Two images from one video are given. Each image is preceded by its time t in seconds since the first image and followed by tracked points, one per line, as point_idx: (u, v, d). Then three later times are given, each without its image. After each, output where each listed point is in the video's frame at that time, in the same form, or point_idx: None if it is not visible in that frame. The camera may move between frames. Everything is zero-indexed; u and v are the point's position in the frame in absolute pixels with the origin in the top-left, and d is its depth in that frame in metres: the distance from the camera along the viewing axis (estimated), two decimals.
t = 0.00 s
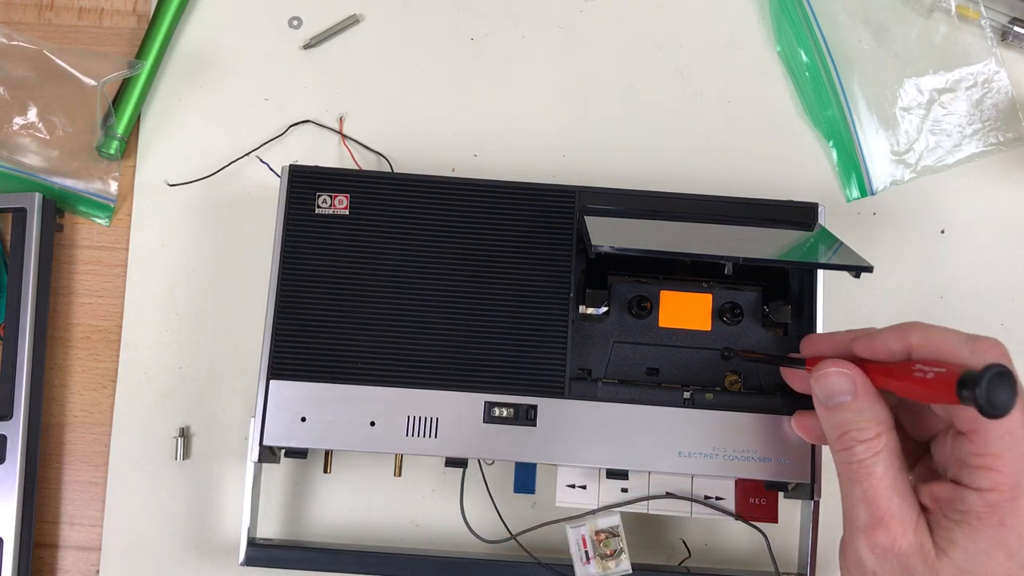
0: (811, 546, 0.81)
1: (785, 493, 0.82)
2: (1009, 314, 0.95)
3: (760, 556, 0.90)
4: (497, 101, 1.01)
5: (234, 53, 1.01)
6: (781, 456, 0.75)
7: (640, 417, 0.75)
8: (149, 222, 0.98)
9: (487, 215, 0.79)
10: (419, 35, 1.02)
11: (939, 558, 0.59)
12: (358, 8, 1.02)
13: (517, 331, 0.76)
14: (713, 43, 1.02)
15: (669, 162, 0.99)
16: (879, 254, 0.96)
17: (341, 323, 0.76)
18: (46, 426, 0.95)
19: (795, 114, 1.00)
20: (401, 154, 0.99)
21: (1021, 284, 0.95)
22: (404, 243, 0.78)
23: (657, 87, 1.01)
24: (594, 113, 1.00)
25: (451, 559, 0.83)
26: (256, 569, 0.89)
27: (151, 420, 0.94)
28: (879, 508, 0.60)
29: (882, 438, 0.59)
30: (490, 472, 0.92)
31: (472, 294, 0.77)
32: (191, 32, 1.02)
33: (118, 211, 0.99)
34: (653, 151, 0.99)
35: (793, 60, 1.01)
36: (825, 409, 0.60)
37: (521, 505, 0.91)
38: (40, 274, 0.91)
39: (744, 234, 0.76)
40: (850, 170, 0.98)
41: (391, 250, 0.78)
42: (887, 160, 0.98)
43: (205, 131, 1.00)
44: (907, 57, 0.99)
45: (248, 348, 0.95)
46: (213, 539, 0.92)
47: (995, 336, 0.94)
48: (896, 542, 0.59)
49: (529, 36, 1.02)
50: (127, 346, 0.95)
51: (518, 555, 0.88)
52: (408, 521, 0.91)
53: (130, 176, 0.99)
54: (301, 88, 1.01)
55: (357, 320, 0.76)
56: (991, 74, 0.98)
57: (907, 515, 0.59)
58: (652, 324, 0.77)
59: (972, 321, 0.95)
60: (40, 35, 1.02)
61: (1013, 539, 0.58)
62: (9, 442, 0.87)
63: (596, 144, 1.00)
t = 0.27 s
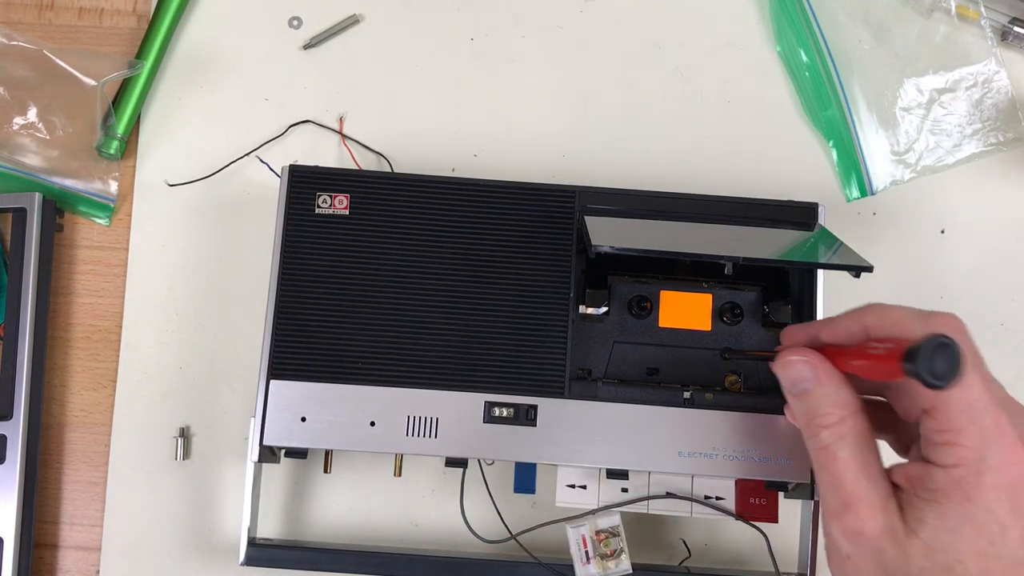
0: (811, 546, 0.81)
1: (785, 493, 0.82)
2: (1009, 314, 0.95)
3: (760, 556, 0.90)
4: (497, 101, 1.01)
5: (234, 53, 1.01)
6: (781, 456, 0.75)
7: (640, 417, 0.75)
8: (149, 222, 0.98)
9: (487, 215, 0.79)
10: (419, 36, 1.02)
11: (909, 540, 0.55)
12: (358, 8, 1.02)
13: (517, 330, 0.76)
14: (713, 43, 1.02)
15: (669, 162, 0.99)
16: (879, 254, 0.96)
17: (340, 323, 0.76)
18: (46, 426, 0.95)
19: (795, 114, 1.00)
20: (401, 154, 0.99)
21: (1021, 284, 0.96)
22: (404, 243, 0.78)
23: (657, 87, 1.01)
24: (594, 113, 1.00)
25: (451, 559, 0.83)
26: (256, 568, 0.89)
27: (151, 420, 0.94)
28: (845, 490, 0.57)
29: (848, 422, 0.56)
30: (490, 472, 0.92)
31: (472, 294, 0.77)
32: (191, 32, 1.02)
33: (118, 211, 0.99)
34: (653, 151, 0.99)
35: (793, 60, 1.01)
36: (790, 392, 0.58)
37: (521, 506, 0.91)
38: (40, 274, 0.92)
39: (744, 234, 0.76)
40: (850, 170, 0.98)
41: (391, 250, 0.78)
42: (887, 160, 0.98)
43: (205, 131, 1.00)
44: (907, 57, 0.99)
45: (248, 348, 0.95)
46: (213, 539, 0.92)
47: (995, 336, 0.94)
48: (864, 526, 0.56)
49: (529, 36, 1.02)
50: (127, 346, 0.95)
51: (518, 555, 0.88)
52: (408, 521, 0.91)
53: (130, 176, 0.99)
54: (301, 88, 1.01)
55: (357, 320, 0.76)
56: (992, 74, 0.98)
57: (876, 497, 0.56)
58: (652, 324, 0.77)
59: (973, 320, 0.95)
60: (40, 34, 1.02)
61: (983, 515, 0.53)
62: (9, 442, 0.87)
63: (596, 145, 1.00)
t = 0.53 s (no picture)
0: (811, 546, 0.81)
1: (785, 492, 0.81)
2: (1009, 313, 0.95)
3: (761, 556, 0.90)
4: (497, 101, 1.01)
5: (234, 53, 1.01)
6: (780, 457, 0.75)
7: (640, 417, 0.75)
8: (150, 222, 0.98)
9: (487, 215, 0.79)
10: (419, 36, 1.02)
11: (872, 494, 0.55)
12: (358, 8, 1.02)
13: (517, 330, 0.76)
14: (713, 43, 1.02)
15: (669, 162, 0.99)
16: (879, 253, 0.96)
17: (340, 323, 0.76)
18: (46, 426, 0.95)
19: (795, 114, 1.00)
20: (401, 154, 0.99)
21: (1021, 283, 0.96)
22: (403, 243, 0.78)
23: (657, 87, 1.01)
24: (594, 113, 1.00)
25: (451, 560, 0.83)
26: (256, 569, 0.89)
27: (151, 420, 0.94)
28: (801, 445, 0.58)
29: (793, 384, 0.58)
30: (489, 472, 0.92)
31: (472, 294, 0.77)
32: (191, 32, 1.02)
33: (118, 211, 0.99)
34: (653, 151, 0.99)
35: (793, 60, 1.01)
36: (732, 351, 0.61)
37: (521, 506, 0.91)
38: (40, 274, 0.92)
39: (744, 234, 0.76)
40: (850, 170, 0.98)
41: (391, 250, 0.78)
42: (887, 160, 0.98)
43: (205, 131, 1.00)
44: (907, 57, 0.99)
45: (248, 348, 0.95)
46: (213, 538, 0.92)
47: (995, 336, 0.94)
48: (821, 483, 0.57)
49: (529, 36, 1.02)
50: (127, 346, 0.95)
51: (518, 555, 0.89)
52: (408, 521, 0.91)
53: (130, 176, 0.99)
54: (301, 88, 1.01)
55: (357, 320, 0.76)
56: (992, 75, 0.98)
57: (835, 452, 0.57)
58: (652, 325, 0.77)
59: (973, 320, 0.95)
60: (40, 34, 1.02)
61: (946, 471, 0.52)
62: (9, 441, 0.87)
63: (596, 145, 1.00)
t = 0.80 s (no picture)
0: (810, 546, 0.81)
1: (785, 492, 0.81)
2: (1010, 314, 0.95)
3: (761, 556, 0.90)
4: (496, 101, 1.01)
5: (234, 53, 1.01)
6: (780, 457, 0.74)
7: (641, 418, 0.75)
8: (150, 222, 0.98)
9: (487, 216, 0.79)
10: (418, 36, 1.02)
11: (855, 484, 0.51)
12: (358, 9, 1.02)
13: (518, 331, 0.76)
14: (714, 43, 1.02)
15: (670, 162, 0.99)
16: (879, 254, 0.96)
17: (341, 323, 0.76)
18: (46, 427, 0.95)
19: (794, 114, 1.00)
20: (401, 154, 0.99)
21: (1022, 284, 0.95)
22: (404, 243, 0.78)
23: (657, 87, 1.01)
24: (594, 113, 1.00)
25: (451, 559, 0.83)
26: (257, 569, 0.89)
27: (151, 420, 0.94)
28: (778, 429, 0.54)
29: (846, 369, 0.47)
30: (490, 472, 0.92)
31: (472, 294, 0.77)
32: (191, 32, 1.02)
33: (118, 211, 0.99)
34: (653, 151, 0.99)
35: (793, 60, 1.01)
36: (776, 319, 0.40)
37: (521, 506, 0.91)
38: (39, 274, 0.92)
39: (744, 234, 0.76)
40: (850, 170, 0.98)
41: (392, 250, 0.78)
42: (887, 160, 0.97)
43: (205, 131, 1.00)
44: (907, 57, 0.98)
45: (248, 348, 0.95)
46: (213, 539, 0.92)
47: (995, 336, 0.94)
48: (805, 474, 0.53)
49: (529, 36, 1.02)
50: (127, 346, 0.95)
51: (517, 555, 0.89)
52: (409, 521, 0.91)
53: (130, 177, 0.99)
54: (301, 88, 1.01)
55: (357, 320, 0.76)
56: (991, 75, 0.97)
57: (814, 438, 0.53)
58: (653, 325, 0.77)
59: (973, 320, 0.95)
60: (40, 34, 1.02)
61: (930, 465, 0.49)
62: (9, 441, 0.87)
63: (596, 145, 1.00)
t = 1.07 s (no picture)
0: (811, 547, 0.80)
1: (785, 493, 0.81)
2: (1010, 314, 0.95)
3: (761, 556, 0.90)
4: (496, 101, 1.00)
5: (234, 53, 1.01)
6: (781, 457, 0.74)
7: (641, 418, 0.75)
8: (149, 222, 0.97)
9: (488, 216, 0.78)
10: (418, 36, 1.02)
11: (872, 514, 0.46)
12: (358, 8, 1.02)
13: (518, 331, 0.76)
14: (714, 43, 1.01)
15: (670, 162, 0.98)
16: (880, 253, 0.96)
17: (341, 323, 0.76)
18: (45, 427, 0.95)
19: (795, 114, 1.00)
20: (401, 154, 0.99)
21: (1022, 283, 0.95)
22: (404, 243, 0.77)
23: (658, 86, 1.01)
24: (594, 113, 1.00)
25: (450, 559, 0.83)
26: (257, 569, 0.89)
27: (151, 420, 0.94)
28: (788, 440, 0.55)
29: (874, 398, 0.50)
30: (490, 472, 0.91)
31: (473, 295, 0.76)
32: (191, 32, 1.01)
33: (117, 211, 0.99)
34: (654, 151, 0.99)
35: (794, 60, 1.01)
36: (814, 345, 0.43)
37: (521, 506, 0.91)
38: (39, 274, 0.91)
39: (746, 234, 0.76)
40: (850, 170, 0.97)
41: (392, 250, 0.77)
42: (888, 160, 0.97)
43: (204, 131, 0.99)
44: (908, 57, 0.98)
45: (248, 348, 0.94)
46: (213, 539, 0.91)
47: (995, 336, 0.94)
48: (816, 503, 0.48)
49: (529, 36, 1.02)
50: (127, 346, 0.95)
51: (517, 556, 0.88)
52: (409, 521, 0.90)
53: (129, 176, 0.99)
54: (301, 88, 1.00)
55: (357, 320, 0.76)
56: (992, 74, 0.96)
57: (831, 467, 0.48)
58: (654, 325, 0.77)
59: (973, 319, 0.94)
60: (39, 33, 1.02)
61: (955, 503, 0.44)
62: (8, 441, 0.87)
63: (596, 145, 0.99)
